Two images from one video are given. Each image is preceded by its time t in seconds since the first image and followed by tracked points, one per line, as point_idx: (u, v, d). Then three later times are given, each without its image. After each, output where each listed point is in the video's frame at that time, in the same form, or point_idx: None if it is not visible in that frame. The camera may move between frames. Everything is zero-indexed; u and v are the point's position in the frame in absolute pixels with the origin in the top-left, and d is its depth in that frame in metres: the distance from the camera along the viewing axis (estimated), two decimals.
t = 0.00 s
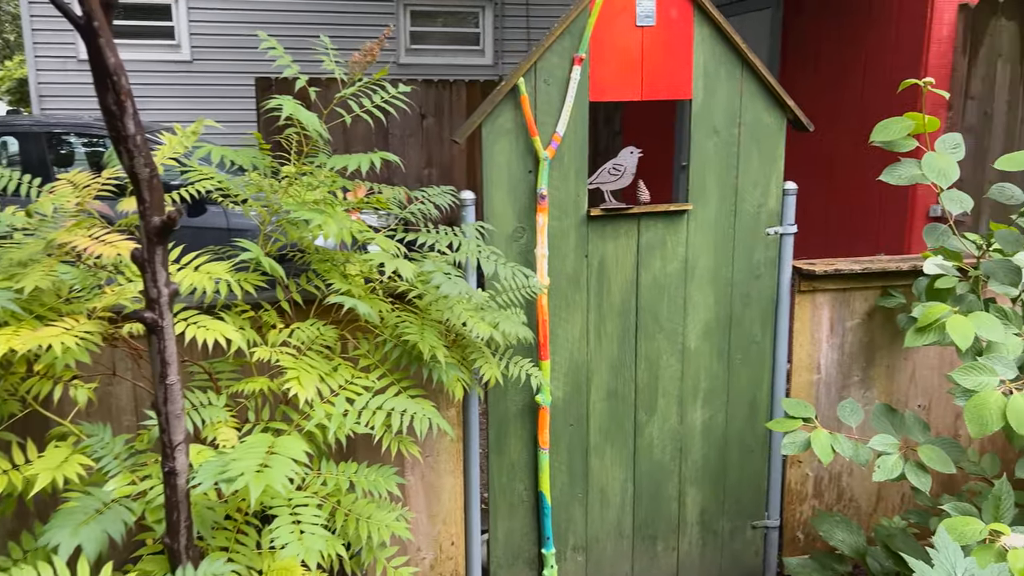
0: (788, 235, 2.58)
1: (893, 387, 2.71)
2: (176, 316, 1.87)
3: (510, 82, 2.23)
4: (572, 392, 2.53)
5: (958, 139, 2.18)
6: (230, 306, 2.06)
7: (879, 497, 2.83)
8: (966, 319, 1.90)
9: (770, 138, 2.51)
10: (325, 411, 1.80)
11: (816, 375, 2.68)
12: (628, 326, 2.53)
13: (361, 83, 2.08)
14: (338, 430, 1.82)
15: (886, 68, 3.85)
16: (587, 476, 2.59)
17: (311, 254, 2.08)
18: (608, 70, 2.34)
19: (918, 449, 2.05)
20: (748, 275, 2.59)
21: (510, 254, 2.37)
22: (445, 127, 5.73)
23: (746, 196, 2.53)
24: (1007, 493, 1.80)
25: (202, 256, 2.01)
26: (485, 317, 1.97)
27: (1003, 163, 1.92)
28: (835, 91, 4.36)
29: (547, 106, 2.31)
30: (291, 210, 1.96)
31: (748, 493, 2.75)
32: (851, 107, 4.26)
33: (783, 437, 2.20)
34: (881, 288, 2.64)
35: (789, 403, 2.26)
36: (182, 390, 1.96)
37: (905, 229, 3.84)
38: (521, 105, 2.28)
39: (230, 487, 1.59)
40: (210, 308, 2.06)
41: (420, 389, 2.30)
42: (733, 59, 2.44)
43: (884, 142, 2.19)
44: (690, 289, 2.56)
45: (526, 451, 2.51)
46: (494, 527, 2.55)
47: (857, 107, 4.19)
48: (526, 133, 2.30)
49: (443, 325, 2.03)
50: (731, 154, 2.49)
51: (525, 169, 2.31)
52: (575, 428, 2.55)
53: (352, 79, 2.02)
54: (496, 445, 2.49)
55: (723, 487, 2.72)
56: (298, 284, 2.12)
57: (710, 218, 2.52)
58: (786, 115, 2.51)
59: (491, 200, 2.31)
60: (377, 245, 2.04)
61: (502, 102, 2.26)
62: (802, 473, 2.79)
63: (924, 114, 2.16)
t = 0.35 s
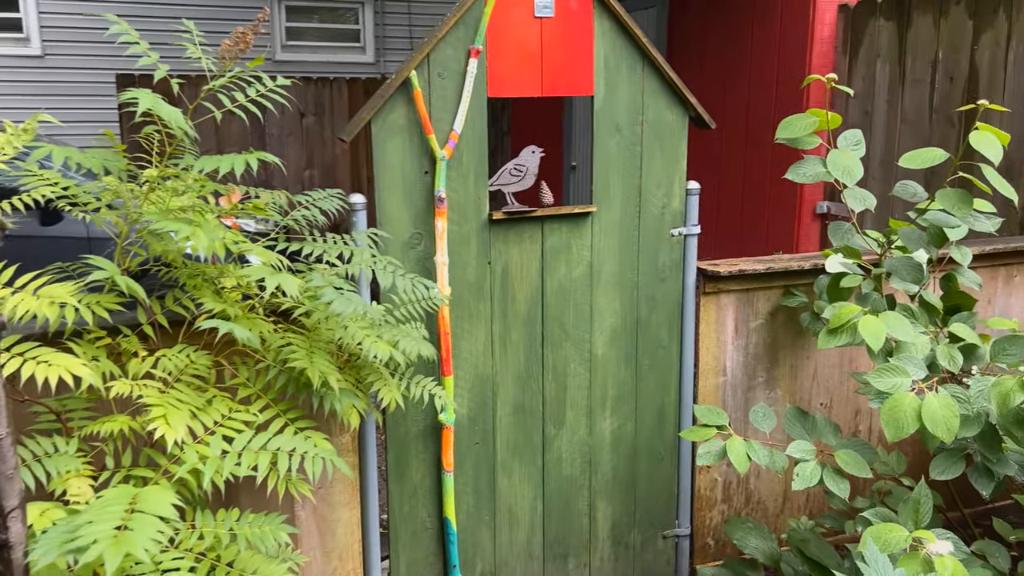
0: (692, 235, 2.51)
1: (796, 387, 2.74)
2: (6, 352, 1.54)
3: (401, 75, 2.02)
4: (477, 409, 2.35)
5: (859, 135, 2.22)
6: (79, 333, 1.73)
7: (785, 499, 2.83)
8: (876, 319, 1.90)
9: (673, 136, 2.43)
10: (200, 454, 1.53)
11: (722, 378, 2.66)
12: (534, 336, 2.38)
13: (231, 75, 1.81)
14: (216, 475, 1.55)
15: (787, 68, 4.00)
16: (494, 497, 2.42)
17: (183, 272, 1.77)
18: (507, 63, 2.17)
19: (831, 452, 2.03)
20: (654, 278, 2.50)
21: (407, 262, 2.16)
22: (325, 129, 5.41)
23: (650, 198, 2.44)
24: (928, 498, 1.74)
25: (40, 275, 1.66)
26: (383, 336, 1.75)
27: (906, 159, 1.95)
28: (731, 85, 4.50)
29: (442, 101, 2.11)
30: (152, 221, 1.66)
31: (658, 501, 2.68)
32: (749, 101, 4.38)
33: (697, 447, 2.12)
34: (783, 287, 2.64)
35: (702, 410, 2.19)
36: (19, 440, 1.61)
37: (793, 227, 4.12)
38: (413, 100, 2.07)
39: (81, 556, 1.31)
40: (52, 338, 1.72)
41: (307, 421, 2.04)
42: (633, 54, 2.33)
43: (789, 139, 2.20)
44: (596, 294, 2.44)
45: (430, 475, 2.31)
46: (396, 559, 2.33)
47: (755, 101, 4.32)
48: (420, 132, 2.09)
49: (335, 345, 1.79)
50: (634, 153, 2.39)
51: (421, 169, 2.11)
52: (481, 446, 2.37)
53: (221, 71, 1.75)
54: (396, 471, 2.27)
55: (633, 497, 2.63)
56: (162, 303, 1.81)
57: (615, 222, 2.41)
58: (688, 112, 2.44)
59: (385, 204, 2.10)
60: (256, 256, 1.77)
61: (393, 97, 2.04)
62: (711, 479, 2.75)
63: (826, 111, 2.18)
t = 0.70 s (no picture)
0: (632, 251, 2.39)
1: (740, 404, 2.67)
2: None
3: (319, 82, 1.81)
4: (410, 444, 2.15)
5: (803, 146, 2.16)
6: None
7: (730, 519, 2.76)
8: (830, 341, 1.83)
9: (612, 147, 2.31)
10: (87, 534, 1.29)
11: (665, 399, 2.55)
12: (470, 363, 2.21)
13: (119, 82, 1.55)
14: (108, 557, 1.31)
15: (716, 73, 4.06)
16: (430, 538, 2.22)
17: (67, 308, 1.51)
18: (435, 69, 1.99)
19: (785, 481, 1.96)
20: (595, 296, 2.37)
21: (328, 288, 1.94)
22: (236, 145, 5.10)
23: (589, 213, 2.31)
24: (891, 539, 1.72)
25: None
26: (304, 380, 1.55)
27: (857, 174, 1.91)
28: (660, 90, 4.49)
29: (365, 111, 1.91)
30: (26, 254, 1.39)
31: (601, 528, 2.55)
32: (678, 104, 4.37)
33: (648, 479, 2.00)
34: (726, 303, 2.56)
35: (650, 438, 2.06)
36: None
37: (726, 234, 4.15)
38: (333, 110, 1.86)
39: None
40: None
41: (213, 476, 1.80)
42: (570, 60, 2.19)
43: (733, 151, 2.12)
44: (535, 316, 2.28)
45: (358, 519, 2.10)
46: None
47: (685, 104, 4.32)
48: (341, 144, 1.88)
49: (248, 391, 1.58)
50: (573, 166, 2.25)
51: (343, 186, 1.91)
52: (415, 484, 2.17)
53: (104, 78, 1.49)
54: (321, 518, 2.04)
55: (576, 527, 2.49)
56: (41, 349, 1.54)
57: (554, 239, 2.26)
58: (627, 122, 2.33)
59: (304, 224, 1.87)
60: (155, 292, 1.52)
61: (310, 107, 1.83)
62: (656, 503, 2.64)
63: (771, 122, 2.10)
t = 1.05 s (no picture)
0: (595, 261, 2.29)
1: (706, 417, 2.59)
2: None
3: (255, 84, 1.63)
4: (361, 472, 1.99)
5: (769, 151, 2.07)
6: None
7: (696, 536, 2.68)
8: (804, 356, 1.75)
9: (572, 153, 2.19)
10: None
11: (630, 414, 2.45)
12: (425, 384, 2.07)
13: (23, 84, 1.36)
14: None
15: (673, 73, 4.01)
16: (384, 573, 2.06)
17: None
18: (384, 71, 1.84)
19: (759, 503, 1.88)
20: (556, 310, 2.26)
21: (268, 308, 1.77)
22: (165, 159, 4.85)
23: (549, 222, 2.19)
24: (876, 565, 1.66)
25: None
26: (241, 415, 1.38)
27: (828, 181, 1.82)
28: (617, 89, 4.39)
29: (308, 115, 1.75)
30: None
31: (565, 552, 2.44)
32: (635, 107, 4.30)
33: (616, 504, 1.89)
34: (690, 313, 2.47)
35: (618, 460, 1.96)
36: None
37: (684, 239, 4.10)
38: (272, 114, 1.69)
39: None
40: None
41: (139, 522, 1.61)
42: (528, 61, 2.07)
43: (698, 157, 2.01)
44: (494, 332, 2.15)
45: (305, 556, 1.92)
46: None
47: (641, 106, 4.25)
48: (282, 151, 1.71)
49: (178, 429, 1.41)
50: (532, 173, 2.13)
51: (284, 196, 1.74)
52: (366, 515, 2.01)
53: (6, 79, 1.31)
54: (263, 558, 1.86)
55: (539, 552, 2.36)
56: None
57: (513, 250, 2.14)
58: (588, 126, 2.22)
59: (240, 239, 1.70)
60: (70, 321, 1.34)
61: (246, 110, 1.66)
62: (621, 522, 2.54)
63: (737, 126, 2.01)
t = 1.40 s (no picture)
0: (570, 268, 2.20)
1: (683, 427, 2.53)
2: None
3: (208, 84, 1.50)
4: (327, 495, 1.87)
5: (749, 154, 2.01)
6: None
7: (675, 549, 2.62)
8: (791, 367, 1.68)
9: (545, 156, 2.11)
10: None
11: (607, 426, 2.37)
12: (393, 400, 1.96)
13: None
14: None
15: (643, 73, 3.95)
16: None
17: None
18: (347, 70, 1.73)
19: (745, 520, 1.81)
20: (530, 319, 2.17)
21: (225, 324, 1.64)
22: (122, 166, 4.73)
23: (523, 228, 2.10)
24: None
25: None
26: (194, 444, 1.25)
27: (812, 184, 1.76)
28: (585, 90, 4.32)
29: (265, 117, 1.63)
30: None
31: (542, 570, 2.35)
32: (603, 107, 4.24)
33: (597, 523, 1.81)
34: (667, 320, 2.40)
35: (596, 476, 1.88)
36: None
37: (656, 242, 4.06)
38: (227, 116, 1.56)
39: None
40: None
41: (85, 560, 1.47)
42: (499, 61, 1.98)
43: (677, 160, 1.95)
44: (466, 343, 2.05)
45: None
46: None
47: (610, 107, 4.19)
48: (238, 156, 1.59)
49: (125, 459, 1.28)
50: (504, 177, 2.03)
51: (240, 204, 1.61)
52: (333, 540, 1.89)
53: None
54: None
55: (515, 571, 2.27)
56: None
57: (485, 258, 2.04)
58: (561, 127, 2.13)
59: (193, 251, 1.57)
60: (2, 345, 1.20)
61: (199, 112, 1.53)
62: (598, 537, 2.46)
63: (717, 128, 1.95)
